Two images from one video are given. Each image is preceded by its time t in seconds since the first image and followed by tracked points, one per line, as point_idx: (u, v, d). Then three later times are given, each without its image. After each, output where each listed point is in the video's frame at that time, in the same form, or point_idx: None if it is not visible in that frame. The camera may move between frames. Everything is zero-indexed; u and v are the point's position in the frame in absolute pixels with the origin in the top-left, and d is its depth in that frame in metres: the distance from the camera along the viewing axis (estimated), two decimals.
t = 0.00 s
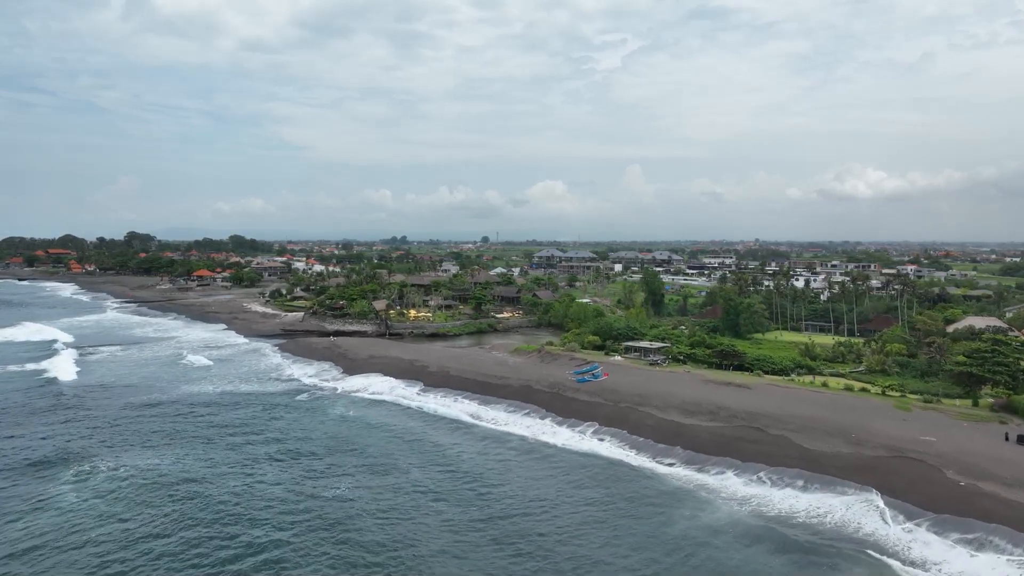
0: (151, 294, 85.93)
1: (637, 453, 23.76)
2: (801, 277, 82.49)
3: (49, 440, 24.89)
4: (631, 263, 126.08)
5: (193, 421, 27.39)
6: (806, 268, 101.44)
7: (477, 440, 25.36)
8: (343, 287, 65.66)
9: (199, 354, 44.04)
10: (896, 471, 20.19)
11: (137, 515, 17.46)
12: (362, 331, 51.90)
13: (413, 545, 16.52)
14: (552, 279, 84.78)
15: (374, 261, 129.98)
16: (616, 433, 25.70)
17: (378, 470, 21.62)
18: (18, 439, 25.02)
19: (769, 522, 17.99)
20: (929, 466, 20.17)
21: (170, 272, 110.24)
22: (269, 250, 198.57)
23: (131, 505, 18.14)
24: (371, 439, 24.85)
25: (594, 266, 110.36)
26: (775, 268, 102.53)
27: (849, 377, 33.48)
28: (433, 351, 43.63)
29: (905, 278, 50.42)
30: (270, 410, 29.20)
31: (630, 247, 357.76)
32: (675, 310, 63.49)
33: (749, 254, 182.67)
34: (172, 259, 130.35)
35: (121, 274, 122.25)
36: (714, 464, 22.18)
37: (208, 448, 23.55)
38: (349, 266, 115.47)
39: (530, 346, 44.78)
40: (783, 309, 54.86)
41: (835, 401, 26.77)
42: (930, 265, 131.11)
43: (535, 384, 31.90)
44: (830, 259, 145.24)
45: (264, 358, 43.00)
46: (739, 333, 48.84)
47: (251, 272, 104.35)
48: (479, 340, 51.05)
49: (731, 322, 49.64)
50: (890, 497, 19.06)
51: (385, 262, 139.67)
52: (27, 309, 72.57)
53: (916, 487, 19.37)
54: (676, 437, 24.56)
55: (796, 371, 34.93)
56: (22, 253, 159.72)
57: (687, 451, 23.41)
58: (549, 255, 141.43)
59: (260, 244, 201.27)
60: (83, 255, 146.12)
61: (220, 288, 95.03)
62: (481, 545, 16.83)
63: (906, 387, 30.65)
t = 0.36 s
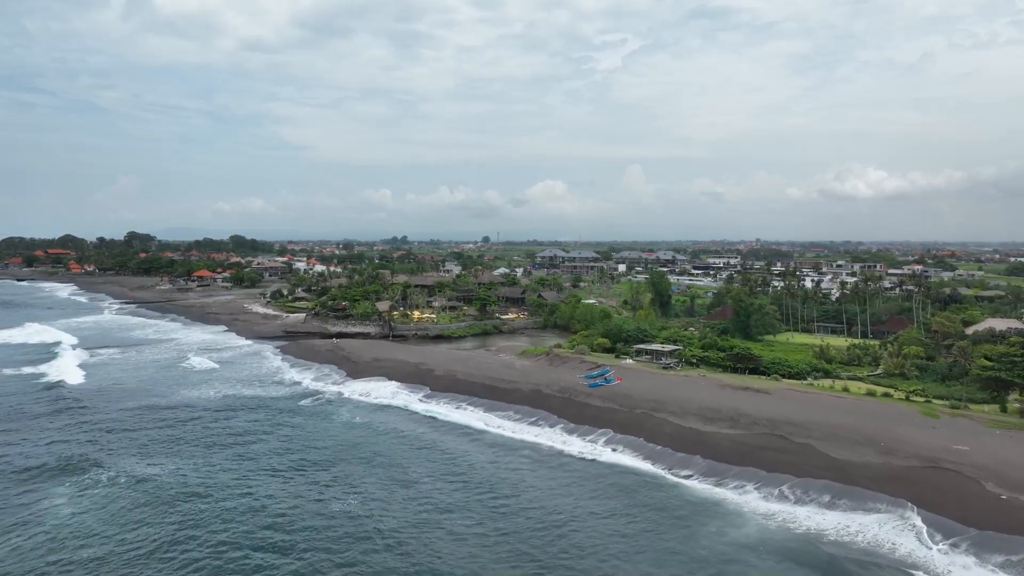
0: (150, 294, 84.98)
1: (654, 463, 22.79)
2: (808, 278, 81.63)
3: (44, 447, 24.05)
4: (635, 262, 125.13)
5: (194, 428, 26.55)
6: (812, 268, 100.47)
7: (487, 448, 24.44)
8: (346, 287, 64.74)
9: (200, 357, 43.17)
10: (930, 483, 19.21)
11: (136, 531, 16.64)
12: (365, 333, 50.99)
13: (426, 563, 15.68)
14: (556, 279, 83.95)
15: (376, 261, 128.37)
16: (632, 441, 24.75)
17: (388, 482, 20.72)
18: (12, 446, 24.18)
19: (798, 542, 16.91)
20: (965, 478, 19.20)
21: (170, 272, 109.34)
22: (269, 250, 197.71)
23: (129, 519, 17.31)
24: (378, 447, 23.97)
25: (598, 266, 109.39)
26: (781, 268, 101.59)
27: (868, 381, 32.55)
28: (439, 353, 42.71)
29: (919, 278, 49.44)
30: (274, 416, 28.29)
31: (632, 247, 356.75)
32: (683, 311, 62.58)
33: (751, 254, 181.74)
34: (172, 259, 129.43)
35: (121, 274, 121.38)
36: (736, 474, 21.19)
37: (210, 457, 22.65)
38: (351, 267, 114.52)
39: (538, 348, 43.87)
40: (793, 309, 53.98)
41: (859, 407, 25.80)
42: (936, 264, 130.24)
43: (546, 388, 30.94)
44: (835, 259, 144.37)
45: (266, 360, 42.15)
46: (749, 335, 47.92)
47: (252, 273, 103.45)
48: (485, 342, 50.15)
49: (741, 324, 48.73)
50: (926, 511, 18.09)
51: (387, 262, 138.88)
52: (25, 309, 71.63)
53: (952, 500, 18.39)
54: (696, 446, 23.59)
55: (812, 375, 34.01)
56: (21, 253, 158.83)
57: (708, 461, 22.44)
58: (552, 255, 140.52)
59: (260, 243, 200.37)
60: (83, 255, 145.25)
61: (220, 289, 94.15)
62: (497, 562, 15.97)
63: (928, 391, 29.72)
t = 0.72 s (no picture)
0: (149, 295, 83.94)
1: (673, 473, 21.72)
2: (815, 278, 80.67)
3: (37, 457, 23.11)
4: (638, 263, 124.26)
5: (194, 436, 25.66)
6: (818, 268, 99.53)
7: (498, 457, 23.49)
8: (348, 288, 63.79)
9: (199, 359, 42.21)
10: (969, 496, 18.15)
11: (131, 551, 15.70)
12: (367, 336, 50.06)
13: None
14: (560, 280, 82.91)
15: (377, 262, 127.43)
16: (648, 449, 23.73)
17: (395, 496, 19.79)
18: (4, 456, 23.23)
19: (831, 563, 15.85)
20: (1006, 491, 18.15)
21: (170, 272, 108.33)
22: (269, 250, 196.74)
23: (124, 537, 16.36)
24: (385, 458, 23.01)
25: (602, 266, 108.39)
26: (786, 268, 100.73)
27: (889, 386, 31.56)
28: (444, 355, 41.76)
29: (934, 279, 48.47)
30: (277, 423, 27.39)
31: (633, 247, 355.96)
32: (690, 313, 61.64)
33: (755, 254, 180.81)
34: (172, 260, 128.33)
35: (120, 275, 120.43)
36: (760, 486, 20.17)
37: (210, 468, 21.73)
38: (352, 266, 113.55)
39: (545, 351, 42.86)
40: (804, 310, 53.00)
41: (885, 414, 24.74)
42: (942, 264, 129.32)
43: (556, 393, 29.93)
44: (842, 260, 142.99)
45: (267, 363, 41.18)
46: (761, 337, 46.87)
47: (252, 273, 102.44)
48: (490, 344, 49.23)
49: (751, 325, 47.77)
50: (967, 526, 17.03)
51: (388, 262, 137.95)
52: (22, 310, 70.59)
53: (995, 514, 17.33)
54: (716, 455, 22.53)
55: (830, 379, 33.01)
56: (20, 253, 157.85)
57: (729, 471, 21.37)
58: (555, 255, 139.58)
59: (260, 243, 199.45)
60: (81, 255, 144.19)
61: (220, 289, 93.14)
62: None
63: (953, 396, 28.70)
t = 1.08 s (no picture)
0: (148, 295, 82.97)
1: (690, 485, 20.72)
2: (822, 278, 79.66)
3: (29, 467, 22.23)
4: (641, 263, 123.36)
5: (193, 446, 24.78)
6: (824, 268, 98.60)
7: (507, 467, 22.55)
8: (349, 289, 62.83)
9: (198, 362, 41.27)
10: (1007, 511, 17.21)
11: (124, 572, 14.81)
12: (369, 337, 49.15)
13: None
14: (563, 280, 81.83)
15: (378, 262, 126.52)
16: (664, 458, 22.78)
17: (402, 508, 18.96)
18: None
19: None
20: None
21: (169, 272, 107.34)
22: (269, 250, 195.74)
23: (117, 556, 15.48)
24: (390, 469, 22.12)
25: (605, 266, 107.42)
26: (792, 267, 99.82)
27: (908, 390, 30.62)
28: (449, 358, 40.83)
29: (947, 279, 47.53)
30: (278, 431, 26.55)
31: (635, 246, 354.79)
32: (697, 314, 60.72)
33: (760, 253, 179.61)
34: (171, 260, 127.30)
35: (119, 275, 119.40)
36: (783, 499, 19.21)
37: (209, 480, 20.91)
38: (353, 266, 112.61)
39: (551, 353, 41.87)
40: (814, 311, 52.02)
41: (910, 420, 23.78)
42: (947, 263, 128.48)
43: (565, 398, 28.98)
44: (846, 260, 142.13)
45: (267, 366, 40.26)
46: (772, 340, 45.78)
47: (252, 273, 101.42)
48: (494, 346, 48.33)
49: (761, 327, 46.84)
50: (1008, 542, 16.07)
51: (389, 261, 137.04)
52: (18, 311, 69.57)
53: None
54: (735, 465, 21.60)
55: (846, 383, 32.07)
56: (18, 253, 156.88)
57: (750, 483, 20.43)
58: (557, 255, 138.67)
59: (260, 243, 198.49)
60: (80, 255, 143.21)
61: (220, 290, 92.08)
62: None
63: (976, 400, 27.75)
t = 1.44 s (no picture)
0: (146, 296, 81.91)
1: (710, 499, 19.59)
2: (830, 278, 78.51)
3: (19, 478, 21.29)
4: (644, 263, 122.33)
5: (190, 455, 23.83)
6: (830, 269, 97.59)
7: (518, 478, 21.55)
8: (350, 289, 61.78)
9: (195, 365, 40.26)
10: None
11: None
12: (371, 339, 48.11)
13: None
14: (567, 281, 80.69)
15: (379, 262, 125.46)
16: (682, 469, 21.71)
17: (409, 526, 17.96)
18: None
19: None
20: None
21: (167, 273, 106.21)
22: (269, 250, 194.57)
23: None
24: (396, 482, 21.16)
25: (608, 266, 106.33)
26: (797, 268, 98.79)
27: (930, 395, 29.53)
28: (453, 361, 39.79)
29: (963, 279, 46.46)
30: (278, 440, 25.53)
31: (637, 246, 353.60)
32: (704, 315, 59.69)
33: (763, 253, 178.47)
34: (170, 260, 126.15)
35: (117, 275, 118.29)
36: (811, 514, 18.12)
37: (206, 494, 19.93)
38: (354, 267, 111.55)
39: (558, 356, 40.82)
40: (825, 313, 50.97)
41: (940, 429, 22.68)
42: (955, 264, 127.23)
43: (576, 404, 27.92)
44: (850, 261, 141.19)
45: (267, 370, 39.27)
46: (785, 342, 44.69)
47: (252, 274, 100.29)
48: (499, 348, 47.30)
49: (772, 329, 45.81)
50: None
51: (390, 261, 135.84)
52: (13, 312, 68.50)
53: None
54: (758, 476, 20.52)
55: (865, 387, 31.03)
56: (16, 253, 155.77)
57: (775, 496, 19.34)
58: (559, 254, 137.67)
59: (259, 242, 197.48)
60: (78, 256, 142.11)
61: (219, 290, 90.95)
62: None
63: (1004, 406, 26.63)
